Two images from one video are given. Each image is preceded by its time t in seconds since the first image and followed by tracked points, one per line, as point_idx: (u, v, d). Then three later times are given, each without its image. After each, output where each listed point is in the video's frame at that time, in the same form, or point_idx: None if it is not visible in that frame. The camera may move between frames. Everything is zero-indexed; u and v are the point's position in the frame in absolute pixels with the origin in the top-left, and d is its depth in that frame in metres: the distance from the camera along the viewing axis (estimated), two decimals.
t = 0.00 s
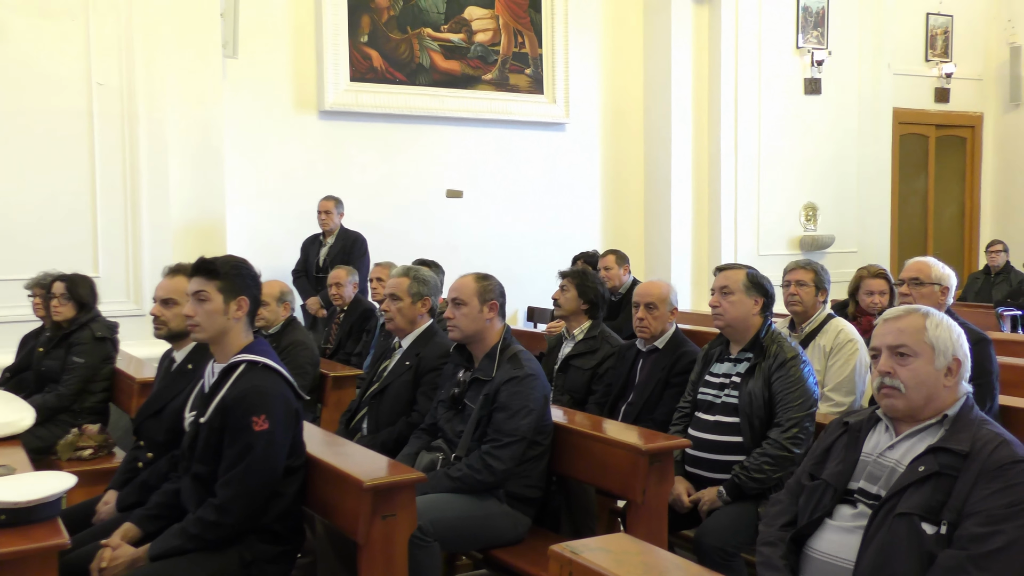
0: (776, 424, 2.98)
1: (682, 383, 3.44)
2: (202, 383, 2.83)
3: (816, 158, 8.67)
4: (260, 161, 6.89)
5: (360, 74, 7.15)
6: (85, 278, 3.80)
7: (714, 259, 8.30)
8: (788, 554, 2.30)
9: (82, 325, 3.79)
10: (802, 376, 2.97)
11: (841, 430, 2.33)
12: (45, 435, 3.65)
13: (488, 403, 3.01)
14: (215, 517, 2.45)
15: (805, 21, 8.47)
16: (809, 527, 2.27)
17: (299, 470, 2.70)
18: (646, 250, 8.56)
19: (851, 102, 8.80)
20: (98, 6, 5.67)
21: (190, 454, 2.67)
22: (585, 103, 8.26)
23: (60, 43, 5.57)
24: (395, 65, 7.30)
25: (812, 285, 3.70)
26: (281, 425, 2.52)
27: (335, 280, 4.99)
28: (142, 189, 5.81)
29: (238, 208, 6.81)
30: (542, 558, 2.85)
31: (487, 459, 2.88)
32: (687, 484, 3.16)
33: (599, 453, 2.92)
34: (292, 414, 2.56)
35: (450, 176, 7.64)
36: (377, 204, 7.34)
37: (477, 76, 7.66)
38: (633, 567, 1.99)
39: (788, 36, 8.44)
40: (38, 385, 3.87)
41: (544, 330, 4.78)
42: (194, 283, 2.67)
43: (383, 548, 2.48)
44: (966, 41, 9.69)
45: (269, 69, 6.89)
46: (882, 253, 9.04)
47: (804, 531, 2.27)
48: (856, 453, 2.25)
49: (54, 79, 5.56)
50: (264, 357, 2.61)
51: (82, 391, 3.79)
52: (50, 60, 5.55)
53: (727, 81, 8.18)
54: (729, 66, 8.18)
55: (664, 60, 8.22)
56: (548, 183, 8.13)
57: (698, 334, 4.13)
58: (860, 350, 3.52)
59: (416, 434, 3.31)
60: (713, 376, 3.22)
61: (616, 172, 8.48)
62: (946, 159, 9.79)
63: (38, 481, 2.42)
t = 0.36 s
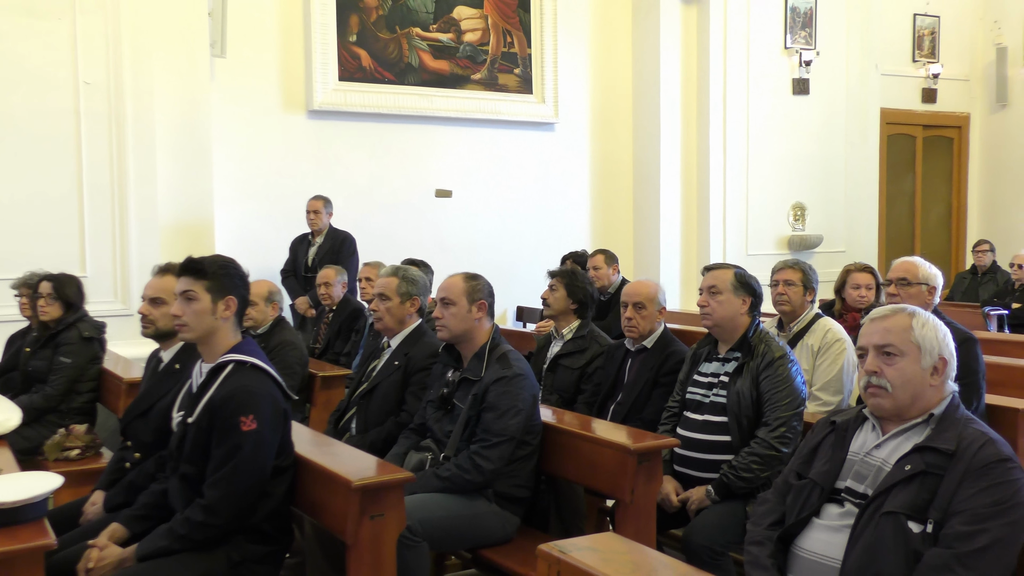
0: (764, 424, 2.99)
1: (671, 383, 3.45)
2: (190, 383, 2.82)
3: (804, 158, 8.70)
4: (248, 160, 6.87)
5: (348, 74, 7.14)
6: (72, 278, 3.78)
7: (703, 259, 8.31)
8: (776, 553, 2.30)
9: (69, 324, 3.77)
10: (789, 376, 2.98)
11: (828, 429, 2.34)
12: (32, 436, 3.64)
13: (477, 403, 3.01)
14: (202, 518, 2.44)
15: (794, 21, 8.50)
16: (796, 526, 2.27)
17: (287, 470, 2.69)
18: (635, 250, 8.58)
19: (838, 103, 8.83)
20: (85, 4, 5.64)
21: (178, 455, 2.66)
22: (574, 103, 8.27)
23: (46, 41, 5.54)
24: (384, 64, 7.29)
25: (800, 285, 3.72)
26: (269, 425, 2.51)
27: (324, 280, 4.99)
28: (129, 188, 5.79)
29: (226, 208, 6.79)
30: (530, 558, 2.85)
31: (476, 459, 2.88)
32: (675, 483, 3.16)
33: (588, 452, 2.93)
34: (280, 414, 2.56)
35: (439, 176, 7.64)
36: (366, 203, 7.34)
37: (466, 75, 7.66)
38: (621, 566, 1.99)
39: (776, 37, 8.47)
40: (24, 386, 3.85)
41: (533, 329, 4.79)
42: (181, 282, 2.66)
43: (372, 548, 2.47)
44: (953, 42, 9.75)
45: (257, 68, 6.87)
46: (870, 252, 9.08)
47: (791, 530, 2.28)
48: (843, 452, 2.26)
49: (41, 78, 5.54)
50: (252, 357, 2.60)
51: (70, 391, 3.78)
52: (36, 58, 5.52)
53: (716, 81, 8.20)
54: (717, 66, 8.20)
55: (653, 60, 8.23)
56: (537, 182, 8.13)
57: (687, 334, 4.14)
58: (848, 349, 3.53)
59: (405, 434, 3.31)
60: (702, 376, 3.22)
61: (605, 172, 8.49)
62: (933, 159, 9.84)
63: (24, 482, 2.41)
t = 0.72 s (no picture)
0: (759, 424, 2.99)
1: (667, 383, 3.45)
2: (186, 384, 2.82)
3: (799, 158, 8.71)
4: (244, 160, 6.86)
5: (344, 73, 7.14)
6: (68, 278, 3.79)
7: (699, 258, 8.32)
8: (771, 553, 2.30)
9: (65, 324, 3.77)
10: (785, 376, 2.99)
11: (824, 429, 2.34)
12: (27, 436, 3.64)
13: (473, 403, 3.01)
14: (198, 518, 2.44)
15: (789, 21, 8.51)
16: (791, 526, 2.28)
17: (283, 470, 2.69)
18: (631, 250, 8.58)
19: (834, 102, 8.84)
20: (80, 4, 5.63)
21: (174, 455, 2.66)
22: (570, 103, 8.27)
23: (41, 41, 5.53)
24: (380, 64, 7.29)
25: (796, 284, 3.73)
26: (266, 425, 2.51)
27: (320, 280, 4.99)
28: (125, 188, 5.78)
29: (222, 208, 6.78)
30: (526, 558, 2.85)
31: (472, 459, 2.88)
32: (670, 483, 3.17)
33: (584, 452, 2.93)
34: (276, 414, 2.55)
35: (435, 176, 7.64)
36: (362, 204, 7.33)
37: (462, 75, 7.65)
38: (618, 566, 1.99)
39: (772, 37, 8.47)
40: (19, 386, 3.84)
41: (529, 329, 4.79)
42: (177, 283, 2.66)
43: (368, 548, 2.48)
44: (948, 42, 9.77)
45: (253, 68, 6.86)
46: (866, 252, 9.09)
47: (787, 529, 2.28)
48: (839, 452, 2.27)
49: (36, 78, 5.53)
50: (248, 357, 2.60)
51: (65, 391, 3.77)
52: (31, 58, 5.52)
53: (712, 81, 8.20)
54: (713, 65, 8.21)
55: (649, 60, 8.23)
56: (533, 182, 8.13)
57: (683, 334, 4.15)
58: (844, 350, 3.52)
59: (401, 434, 3.31)
60: (698, 376, 3.23)
61: (601, 172, 8.49)
62: (928, 159, 9.87)
63: (19, 482, 2.40)
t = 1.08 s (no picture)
0: (753, 425, 2.99)
1: (661, 384, 3.45)
2: (179, 385, 2.82)
3: (794, 159, 8.72)
4: (239, 162, 6.86)
5: (339, 75, 7.13)
6: (61, 280, 3.78)
7: (694, 259, 8.32)
8: (764, 554, 2.30)
9: (58, 326, 3.75)
10: (779, 377, 2.99)
11: (817, 430, 2.34)
12: (20, 438, 3.64)
13: (467, 404, 3.01)
14: (191, 519, 2.43)
15: (784, 23, 8.52)
16: (785, 527, 2.27)
17: (277, 472, 2.69)
18: (626, 251, 8.59)
19: (828, 104, 8.86)
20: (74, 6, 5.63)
21: (167, 456, 2.66)
22: (565, 104, 8.28)
23: (34, 43, 5.53)
24: (375, 65, 7.29)
25: (790, 286, 3.73)
26: (259, 427, 2.51)
27: (314, 281, 4.99)
28: (119, 189, 5.77)
29: (217, 210, 6.78)
30: (520, 559, 2.85)
31: (466, 460, 2.88)
32: (665, 483, 3.17)
33: (578, 453, 2.93)
34: (270, 416, 2.55)
35: (430, 177, 7.64)
36: (357, 205, 7.33)
37: (457, 76, 7.66)
38: (611, 568, 1.99)
39: (767, 38, 8.49)
40: (12, 388, 3.84)
41: (524, 330, 4.79)
42: (170, 284, 2.65)
43: (362, 550, 2.47)
44: (942, 44, 9.79)
45: (247, 69, 6.86)
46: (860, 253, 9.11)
47: (780, 530, 2.28)
48: (832, 452, 2.27)
49: (29, 79, 5.53)
50: (242, 359, 2.59)
51: (58, 393, 3.76)
52: (24, 59, 5.51)
53: (706, 82, 8.21)
54: (708, 67, 8.21)
55: (643, 61, 8.24)
56: (528, 184, 8.14)
57: (677, 335, 4.15)
58: (837, 350, 3.55)
59: (396, 435, 3.31)
60: (691, 377, 3.23)
61: (596, 173, 8.50)
62: (922, 161, 9.89)
63: (12, 484, 2.40)
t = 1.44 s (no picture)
0: (744, 425, 3.00)
1: (652, 384, 3.46)
2: (169, 387, 2.81)
3: (784, 160, 8.74)
4: (230, 162, 6.84)
5: (330, 75, 7.13)
6: (50, 281, 3.76)
7: (685, 260, 8.33)
8: (754, 554, 2.31)
9: (47, 327, 3.74)
10: (769, 377, 3.00)
11: (807, 430, 2.35)
12: (9, 440, 3.62)
13: (458, 405, 3.01)
14: (181, 521, 2.43)
15: (774, 24, 8.55)
16: (775, 527, 2.28)
17: (267, 473, 2.68)
18: (617, 252, 8.59)
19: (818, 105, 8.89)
20: (63, 6, 5.62)
21: (157, 458, 2.65)
22: (556, 105, 8.29)
23: (23, 42, 5.51)
24: (366, 66, 7.28)
25: (780, 286, 3.73)
26: (249, 428, 2.50)
27: (305, 282, 4.98)
28: (108, 189, 5.76)
29: (208, 211, 6.76)
30: (512, 560, 2.85)
31: (457, 461, 2.87)
32: (656, 484, 3.17)
33: (569, 454, 2.93)
34: (260, 417, 2.54)
35: (421, 178, 7.64)
36: (348, 206, 7.32)
37: (448, 77, 7.66)
38: (601, 569, 1.99)
39: (757, 39, 8.51)
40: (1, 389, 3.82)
41: (515, 331, 4.79)
42: (160, 285, 2.64)
43: (352, 551, 2.47)
44: (931, 45, 9.84)
45: (238, 69, 6.84)
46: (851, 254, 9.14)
47: (770, 530, 2.29)
48: (822, 453, 2.27)
49: (19, 79, 5.51)
50: (232, 360, 2.59)
51: (47, 394, 3.75)
52: (13, 59, 5.49)
53: (697, 83, 8.23)
54: (698, 68, 8.23)
55: (634, 62, 8.25)
56: (519, 185, 8.14)
57: (668, 335, 4.16)
58: (827, 351, 3.55)
59: (387, 436, 3.30)
60: (682, 377, 3.24)
61: (587, 174, 8.51)
62: (911, 162, 9.94)
63: None
